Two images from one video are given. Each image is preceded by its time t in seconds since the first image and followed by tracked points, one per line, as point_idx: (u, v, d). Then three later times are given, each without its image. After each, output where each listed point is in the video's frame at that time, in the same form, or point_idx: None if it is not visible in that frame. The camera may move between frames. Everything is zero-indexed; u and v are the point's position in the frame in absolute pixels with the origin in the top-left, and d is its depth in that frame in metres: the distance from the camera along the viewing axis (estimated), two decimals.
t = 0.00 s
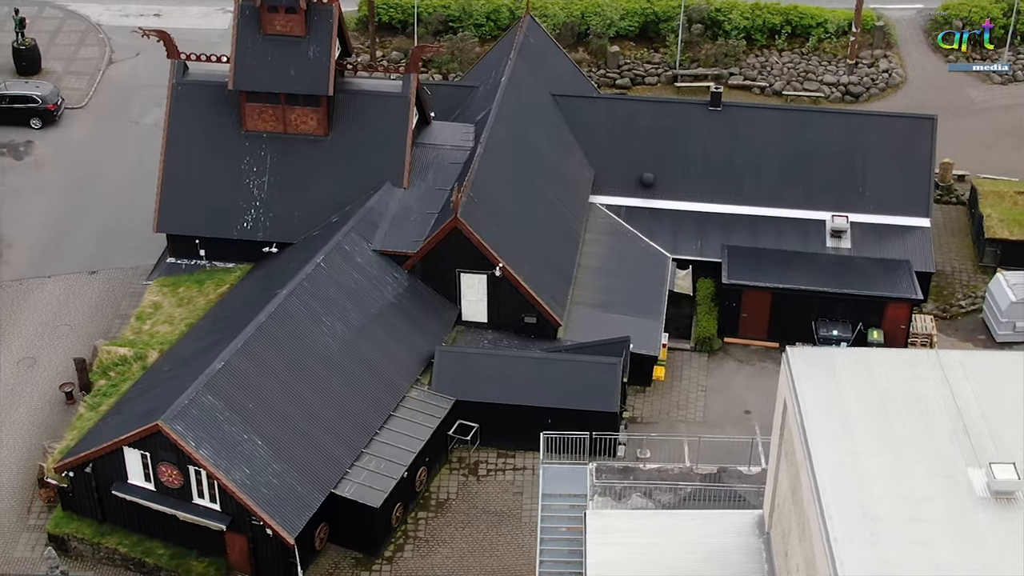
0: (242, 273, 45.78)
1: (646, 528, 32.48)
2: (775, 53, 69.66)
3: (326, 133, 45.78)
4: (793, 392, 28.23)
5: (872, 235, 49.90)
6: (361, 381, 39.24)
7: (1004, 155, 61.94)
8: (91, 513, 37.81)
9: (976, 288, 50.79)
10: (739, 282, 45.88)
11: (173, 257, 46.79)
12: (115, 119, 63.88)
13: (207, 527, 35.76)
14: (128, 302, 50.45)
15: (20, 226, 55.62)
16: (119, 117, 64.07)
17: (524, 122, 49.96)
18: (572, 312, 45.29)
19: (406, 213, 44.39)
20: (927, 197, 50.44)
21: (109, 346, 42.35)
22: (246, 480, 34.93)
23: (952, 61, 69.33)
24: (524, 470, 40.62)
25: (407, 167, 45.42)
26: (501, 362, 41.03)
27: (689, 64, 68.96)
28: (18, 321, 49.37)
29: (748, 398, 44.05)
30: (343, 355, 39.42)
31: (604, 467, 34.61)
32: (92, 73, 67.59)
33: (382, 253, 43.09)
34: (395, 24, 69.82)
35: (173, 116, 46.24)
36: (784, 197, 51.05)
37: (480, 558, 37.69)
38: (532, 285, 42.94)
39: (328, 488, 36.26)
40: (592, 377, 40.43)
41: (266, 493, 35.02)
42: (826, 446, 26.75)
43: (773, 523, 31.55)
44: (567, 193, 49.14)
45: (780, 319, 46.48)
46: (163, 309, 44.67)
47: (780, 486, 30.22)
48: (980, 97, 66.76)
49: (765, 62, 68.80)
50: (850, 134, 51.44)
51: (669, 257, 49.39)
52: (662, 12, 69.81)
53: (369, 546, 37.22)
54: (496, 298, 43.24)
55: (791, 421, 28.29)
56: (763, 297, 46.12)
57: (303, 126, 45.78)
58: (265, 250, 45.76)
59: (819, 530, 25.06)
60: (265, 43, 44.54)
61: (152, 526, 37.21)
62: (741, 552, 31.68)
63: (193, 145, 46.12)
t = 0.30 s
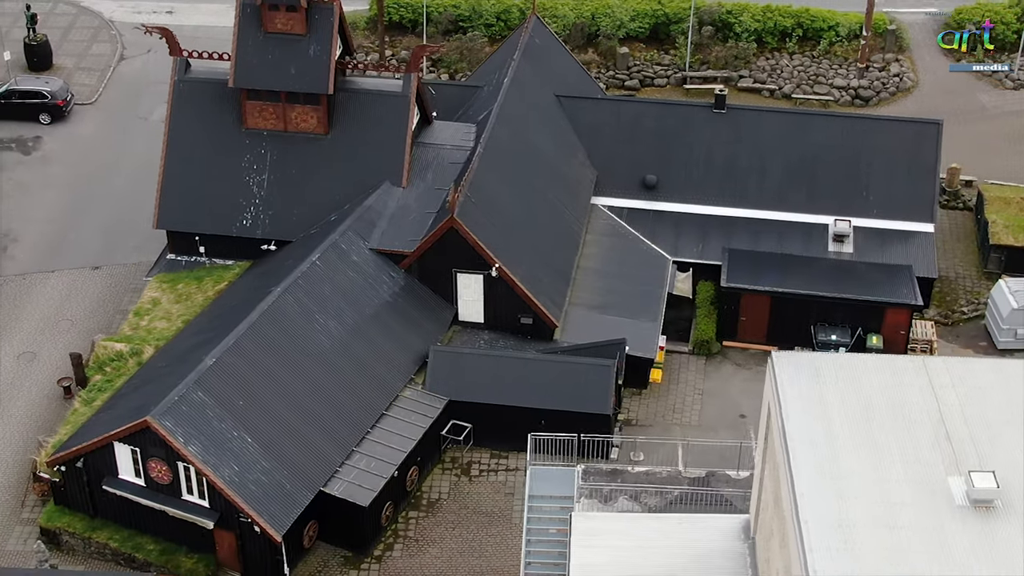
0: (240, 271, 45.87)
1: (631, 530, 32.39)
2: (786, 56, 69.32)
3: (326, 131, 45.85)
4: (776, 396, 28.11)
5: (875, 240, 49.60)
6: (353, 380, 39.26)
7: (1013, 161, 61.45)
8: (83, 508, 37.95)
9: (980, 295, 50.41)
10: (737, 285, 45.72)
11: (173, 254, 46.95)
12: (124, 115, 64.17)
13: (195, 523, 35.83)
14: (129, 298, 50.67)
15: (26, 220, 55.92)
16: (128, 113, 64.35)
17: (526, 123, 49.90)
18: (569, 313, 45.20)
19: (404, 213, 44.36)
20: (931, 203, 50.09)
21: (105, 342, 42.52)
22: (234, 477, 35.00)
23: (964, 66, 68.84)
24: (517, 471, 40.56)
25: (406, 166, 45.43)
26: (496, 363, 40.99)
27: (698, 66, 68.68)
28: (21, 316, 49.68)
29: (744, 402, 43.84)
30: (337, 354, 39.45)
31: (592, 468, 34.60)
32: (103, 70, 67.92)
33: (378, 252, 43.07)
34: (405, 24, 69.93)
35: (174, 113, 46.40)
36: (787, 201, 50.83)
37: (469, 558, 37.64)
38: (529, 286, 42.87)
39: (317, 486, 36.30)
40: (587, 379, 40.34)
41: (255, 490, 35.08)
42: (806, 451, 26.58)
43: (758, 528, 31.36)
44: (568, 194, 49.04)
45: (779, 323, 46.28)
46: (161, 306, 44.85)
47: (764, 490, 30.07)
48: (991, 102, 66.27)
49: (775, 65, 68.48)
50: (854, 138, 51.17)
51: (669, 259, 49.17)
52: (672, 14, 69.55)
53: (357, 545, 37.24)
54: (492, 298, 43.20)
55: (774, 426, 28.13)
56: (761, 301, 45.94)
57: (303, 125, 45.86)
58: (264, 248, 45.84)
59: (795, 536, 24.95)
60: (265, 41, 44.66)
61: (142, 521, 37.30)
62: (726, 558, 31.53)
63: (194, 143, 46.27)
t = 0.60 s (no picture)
0: (239, 268, 45.98)
1: (616, 533, 32.26)
2: (796, 59, 68.95)
3: (326, 130, 45.89)
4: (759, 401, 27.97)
5: (877, 244, 49.34)
6: (346, 378, 39.29)
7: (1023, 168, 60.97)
8: (75, 502, 38.08)
9: (982, 302, 50.08)
10: (736, 289, 45.54)
11: (173, 251, 47.13)
12: (133, 111, 64.46)
13: (184, 519, 35.92)
14: (130, 294, 50.84)
15: (32, 216, 56.21)
16: (137, 110, 64.59)
17: (528, 123, 49.79)
18: (567, 315, 45.08)
19: (402, 212, 44.34)
20: (935, 208, 49.76)
21: (102, 337, 42.69)
22: (223, 474, 35.07)
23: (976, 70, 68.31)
24: (509, 472, 40.49)
25: (405, 166, 45.44)
26: (490, 364, 40.91)
27: (708, 68, 68.36)
28: (23, 311, 49.92)
29: (740, 406, 43.67)
30: (330, 353, 39.47)
31: (579, 471, 34.56)
32: (114, 66, 68.18)
33: (375, 251, 43.06)
34: (416, 23, 70.02)
35: (176, 110, 46.51)
36: (789, 205, 50.59)
37: (458, 559, 37.61)
38: (525, 287, 42.82)
39: (306, 484, 36.34)
40: (581, 382, 40.25)
41: (243, 487, 35.15)
42: (785, 457, 26.46)
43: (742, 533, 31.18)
44: (569, 195, 48.92)
45: (778, 327, 46.07)
46: (159, 302, 45.01)
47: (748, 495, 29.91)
48: (1002, 108, 65.77)
49: (785, 68, 68.13)
50: (858, 142, 50.89)
51: (668, 262, 48.70)
52: (682, 16, 69.29)
53: (346, 544, 37.26)
54: (488, 298, 43.16)
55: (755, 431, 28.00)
56: (760, 304, 45.75)
57: (303, 123, 45.93)
58: (263, 246, 45.94)
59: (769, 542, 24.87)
60: (266, 40, 44.74)
61: (132, 517, 37.42)
62: (710, 563, 31.35)
63: (195, 140, 46.38)
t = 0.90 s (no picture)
0: (238, 265, 46.09)
1: (601, 535, 32.16)
2: (807, 62, 68.60)
3: (326, 129, 45.95)
4: (739, 406, 27.85)
5: (879, 249, 49.06)
6: (339, 377, 39.32)
7: None
8: (66, 497, 38.22)
9: (985, 308, 49.72)
10: (734, 292, 45.36)
11: (173, 247, 47.25)
12: (141, 108, 64.71)
13: (174, 515, 36.03)
14: (132, 290, 51.01)
15: (37, 211, 56.49)
16: (146, 106, 64.84)
17: (530, 124, 49.71)
18: (565, 316, 44.95)
19: (400, 211, 44.32)
20: (938, 214, 49.44)
21: (98, 333, 42.88)
22: (211, 471, 35.17)
23: (988, 76, 67.80)
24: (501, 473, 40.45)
25: (404, 165, 45.45)
26: (484, 364, 40.86)
27: (718, 70, 68.10)
28: (25, 305, 50.19)
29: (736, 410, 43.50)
30: (323, 351, 39.51)
31: (567, 473, 34.47)
32: (124, 63, 68.46)
33: (372, 250, 43.07)
34: (425, 23, 70.04)
35: (177, 107, 46.65)
36: (792, 209, 50.35)
37: (447, 559, 37.61)
38: (521, 287, 42.77)
39: (296, 482, 36.40)
40: (574, 383, 40.17)
41: (232, 484, 35.25)
42: (763, 462, 26.39)
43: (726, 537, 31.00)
44: (569, 196, 48.82)
45: (776, 331, 45.85)
46: (157, 298, 45.18)
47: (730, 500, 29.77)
48: (1013, 113, 65.29)
49: (795, 71, 67.80)
50: (862, 146, 50.62)
51: (669, 264, 48.04)
52: (692, 18, 69.00)
53: (335, 542, 37.30)
54: (484, 299, 43.11)
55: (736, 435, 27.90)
56: (758, 308, 45.55)
57: (303, 121, 46.00)
58: (261, 243, 46.06)
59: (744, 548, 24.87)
60: (267, 38, 44.84)
61: (123, 512, 37.54)
62: (694, 567, 31.18)
63: (196, 137, 46.52)
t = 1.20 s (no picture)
0: (236, 262, 46.20)
1: (585, 538, 32.08)
2: (816, 65, 68.23)
3: (325, 127, 46.00)
4: (720, 410, 27.76)
5: (881, 254, 48.76)
6: (331, 376, 39.33)
7: None
8: (58, 491, 38.37)
9: (988, 314, 49.36)
10: (731, 296, 45.17)
11: (172, 244, 47.40)
12: (149, 104, 64.93)
13: (162, 510, 36.12)
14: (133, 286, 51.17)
15: (42, 206, 56.76)
16: (153, 103, 65.05)
17: (531, 124, 49.60)
18: (561, 318, 44.86)
19: (397, 210, 44.31)
20: (941, 219, 49.10)
21: (94, 328, 43.06)
22: (199, 467, 35.24)
23: (999, 81, 67.25)
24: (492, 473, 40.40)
25: (402, 164, 45.42)
26: (477, 364, 40.82)
27: (726, 72, 67.85)
28: (26, 300, 50.44)
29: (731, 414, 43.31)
30: (315, 349, 39.54)
31: (553, 475, 34.26)
32: (134, 60, 68.71)
33: (368, 249, 43.07)
34: (434, 22, 70.04)
35: (178, 104, 46.78)
36: (794, 212, 50.11)
37: (435, 559, 37.60)
38: (516, 287, 42.71)
39: (284, 480, 36.42)
40: (567, 385, 40.12)
41: (220, 481, 35.32)
42: (742, 467, 26.35)
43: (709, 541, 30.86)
44: (570, 197, 48.68)
45: (773, 335, 45.68)
46: (155, 294, 45.32)
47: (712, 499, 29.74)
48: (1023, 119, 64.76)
49: (804, 74, 67.45)
50: (865, 151, 50.31)
51: (668, 266, 47.95)
52: (702, 20, 68.72)
53: (324, 540, 37.33)
54: (480, 299, 43.06)
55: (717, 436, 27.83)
56: (755, 312, 45.36)
57: (303, 120, 46.05)
58: (259, 241, 46.17)
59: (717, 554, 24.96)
60: (267, 36, 44.90)
61: (114, 507, 37.66)
62: (677, 572, 31.05)
63: (197, 133, 46.65)
